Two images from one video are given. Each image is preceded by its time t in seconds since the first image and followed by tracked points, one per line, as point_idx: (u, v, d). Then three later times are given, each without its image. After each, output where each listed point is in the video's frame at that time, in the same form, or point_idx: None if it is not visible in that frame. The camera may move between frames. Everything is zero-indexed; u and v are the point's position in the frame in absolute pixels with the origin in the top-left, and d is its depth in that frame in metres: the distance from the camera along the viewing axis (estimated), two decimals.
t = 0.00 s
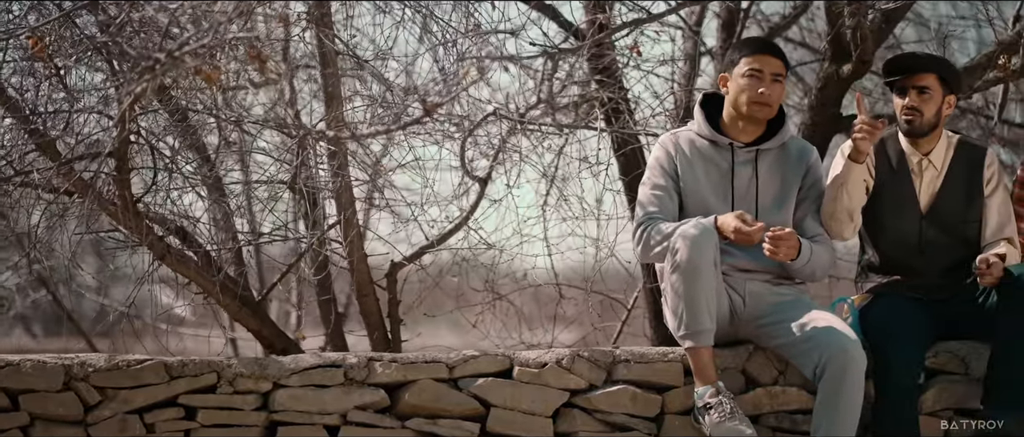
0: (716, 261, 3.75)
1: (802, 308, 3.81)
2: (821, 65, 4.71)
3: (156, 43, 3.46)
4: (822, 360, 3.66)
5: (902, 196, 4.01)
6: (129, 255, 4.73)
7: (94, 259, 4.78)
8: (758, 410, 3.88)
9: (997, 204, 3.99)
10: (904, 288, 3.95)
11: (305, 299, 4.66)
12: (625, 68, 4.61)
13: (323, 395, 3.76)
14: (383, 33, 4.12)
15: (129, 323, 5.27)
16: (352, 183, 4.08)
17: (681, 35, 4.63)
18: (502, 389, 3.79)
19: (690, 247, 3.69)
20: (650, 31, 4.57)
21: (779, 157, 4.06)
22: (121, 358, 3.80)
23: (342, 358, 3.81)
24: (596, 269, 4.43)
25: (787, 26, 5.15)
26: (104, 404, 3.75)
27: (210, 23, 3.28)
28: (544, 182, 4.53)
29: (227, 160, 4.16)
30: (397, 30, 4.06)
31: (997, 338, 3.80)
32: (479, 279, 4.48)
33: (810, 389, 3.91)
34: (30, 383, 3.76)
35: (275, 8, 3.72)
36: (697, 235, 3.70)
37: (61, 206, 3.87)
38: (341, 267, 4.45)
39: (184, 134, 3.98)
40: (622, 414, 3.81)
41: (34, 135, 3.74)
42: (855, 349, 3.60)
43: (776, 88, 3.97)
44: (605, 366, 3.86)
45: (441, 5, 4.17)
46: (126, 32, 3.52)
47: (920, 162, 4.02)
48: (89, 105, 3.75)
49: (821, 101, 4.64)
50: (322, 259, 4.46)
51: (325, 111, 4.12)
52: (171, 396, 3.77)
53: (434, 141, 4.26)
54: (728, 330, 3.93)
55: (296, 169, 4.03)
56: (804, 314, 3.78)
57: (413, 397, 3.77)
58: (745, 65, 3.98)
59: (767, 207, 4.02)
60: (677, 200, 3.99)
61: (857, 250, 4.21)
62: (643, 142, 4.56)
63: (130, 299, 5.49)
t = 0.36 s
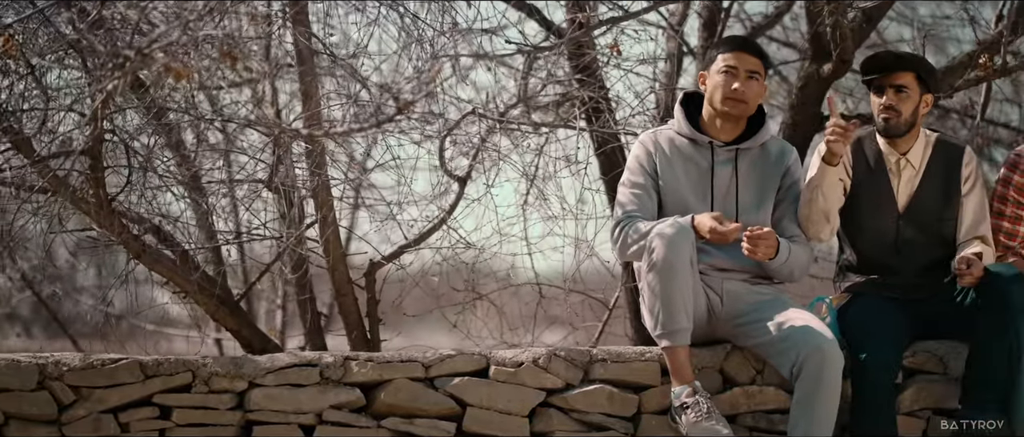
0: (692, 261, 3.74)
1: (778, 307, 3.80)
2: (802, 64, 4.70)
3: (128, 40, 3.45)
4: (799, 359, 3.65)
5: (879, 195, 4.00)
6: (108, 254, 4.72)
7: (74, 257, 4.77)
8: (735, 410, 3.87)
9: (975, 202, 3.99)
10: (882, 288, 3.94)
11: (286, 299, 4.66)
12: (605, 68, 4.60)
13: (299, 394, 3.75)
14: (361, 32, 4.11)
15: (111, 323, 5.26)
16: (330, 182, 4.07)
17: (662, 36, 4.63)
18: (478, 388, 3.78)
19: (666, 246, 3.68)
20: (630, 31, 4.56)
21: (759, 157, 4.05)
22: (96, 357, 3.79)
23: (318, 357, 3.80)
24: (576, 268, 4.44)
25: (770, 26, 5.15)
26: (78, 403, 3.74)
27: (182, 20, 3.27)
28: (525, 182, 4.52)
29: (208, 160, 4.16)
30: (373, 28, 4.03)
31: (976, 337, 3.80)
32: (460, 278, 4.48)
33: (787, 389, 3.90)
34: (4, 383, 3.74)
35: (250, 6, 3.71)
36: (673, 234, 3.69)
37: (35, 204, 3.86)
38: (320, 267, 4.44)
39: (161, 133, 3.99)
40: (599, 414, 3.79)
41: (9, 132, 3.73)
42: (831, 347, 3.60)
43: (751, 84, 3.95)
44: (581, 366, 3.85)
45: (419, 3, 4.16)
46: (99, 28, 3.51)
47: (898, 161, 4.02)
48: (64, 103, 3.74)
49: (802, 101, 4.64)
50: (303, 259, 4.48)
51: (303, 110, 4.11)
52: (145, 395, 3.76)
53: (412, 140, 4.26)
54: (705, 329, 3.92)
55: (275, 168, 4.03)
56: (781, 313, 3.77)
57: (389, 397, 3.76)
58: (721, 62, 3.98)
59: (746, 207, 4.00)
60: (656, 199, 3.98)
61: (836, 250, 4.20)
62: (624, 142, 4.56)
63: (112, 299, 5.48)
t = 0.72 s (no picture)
0: (669, 263, 3.74)
1: (755, 309, 3.79)
2: (784, 67, 4.69)
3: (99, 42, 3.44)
4: (776, 363, 3.64)
5: (863, 196, 3.98)
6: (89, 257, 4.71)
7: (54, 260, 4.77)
8: (713, 413, 3.86)
9: (958, 205, 3.95)
10: (859, 292, 3.91)
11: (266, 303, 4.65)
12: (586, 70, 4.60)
13: (275, 397, 3.74)
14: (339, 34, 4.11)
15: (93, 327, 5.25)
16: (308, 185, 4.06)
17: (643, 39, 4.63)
18: (454, 392, 3.76)
19: (642, 249, 3.68)
20: (610, 33, 4.55)
21: (737, 159, 4.04)
22: (71, 361, 3.79)
23: (294, 360, 3.78)
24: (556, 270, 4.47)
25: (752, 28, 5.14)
26: (54, 406, 3.74)
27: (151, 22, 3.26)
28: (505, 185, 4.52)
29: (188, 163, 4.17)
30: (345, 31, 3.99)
31: (954, 340, 3.78)
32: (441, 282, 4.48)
33: (765, 392, 3.88)
34: None
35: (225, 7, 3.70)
36: (649, 237, 3.68)
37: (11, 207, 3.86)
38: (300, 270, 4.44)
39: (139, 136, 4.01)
40: (577, 417, 3.78)
41: None
42: (808, 352, 3.59)
43: (726, 82, 3.94)
44: (559, 369, 3.83)
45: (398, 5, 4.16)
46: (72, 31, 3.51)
47: (883, 162, 3.99)
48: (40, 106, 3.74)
49: (783, 104, 4.63)
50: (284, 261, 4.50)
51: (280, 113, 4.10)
52: (121, 399, 3.75)
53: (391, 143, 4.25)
54: (684, 333, 3.91)
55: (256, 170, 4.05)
56: (758, 316, 3.75)
57: (366, 400, 3.75)
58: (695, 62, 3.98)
59: (725, 208, 3.99)
60: (633, 202, 3.97)
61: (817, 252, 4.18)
62: (605, 144, 4.55)
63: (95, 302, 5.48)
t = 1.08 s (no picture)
0: (648, 267, 3.70)
1: (734, 313, 3.77)
2: (763, 69, 4.68)
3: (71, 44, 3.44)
4: (752, 366, 3.62)
5: (842, 198, 3.89)
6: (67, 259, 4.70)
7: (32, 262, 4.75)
8: (688, 416, 3.85)
9: (938, 209, 3.87)
10: (837, 295, 3.86)
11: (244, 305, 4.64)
12: (564, 72, 4.59)
13: (249, 400, 3.73)
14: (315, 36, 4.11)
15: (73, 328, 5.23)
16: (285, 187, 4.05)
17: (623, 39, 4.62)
18: (429, 395, 3.75)
19: (621, 253, 3.64)
20: (589, 35, 4.54)
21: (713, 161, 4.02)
22: (44, 363, 3.77)
23: (268, 363, 3.77)
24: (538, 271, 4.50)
25: (733, 29, 5.14)
26: (27, 410, 3.73)
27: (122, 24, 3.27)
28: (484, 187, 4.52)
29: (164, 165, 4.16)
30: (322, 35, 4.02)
31: (932, 342, 3.75)
32: (420, 285, 4.48)
33: (742, 395, 3.88)
34: None
35: (198, 9, 3.71)
36: (627, 241, 3.65)
37: None
38: (277, 272, 4.43)
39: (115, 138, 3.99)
40: (552, 421, 3.77)
41: None
42: (785, 355, 3.57)
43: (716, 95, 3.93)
44: (534, 372, 3.82)
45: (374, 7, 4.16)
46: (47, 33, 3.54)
47: (865, 165, 3.89)
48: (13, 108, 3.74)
49: (763, 106, 4.61)
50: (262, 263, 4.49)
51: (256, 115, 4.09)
52: (94, 401, 3.74)
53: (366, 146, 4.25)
54: (660, 336, 3.90)
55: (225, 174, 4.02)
56: (735, 320, 3.73)
57: (340, 403, 3.74)
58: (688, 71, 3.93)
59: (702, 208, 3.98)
60: (610, 205, 3.96)
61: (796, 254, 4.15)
62: (584, 146, 4.54)
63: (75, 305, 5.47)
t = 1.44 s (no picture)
0: (623, 270, 3.69)
1: (709, 315, 3.78)
2: (745, 72, 4.68)
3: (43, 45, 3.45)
4: (728, 369, 3.60)
5: (820, 202, 3.89)
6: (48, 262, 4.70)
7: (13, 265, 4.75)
8: (666, 420, 3.84)
9: (916, 212, 3.86)
10: (815, 299, 3.85)
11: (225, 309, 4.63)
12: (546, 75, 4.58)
13: (224, 404, 3.72)
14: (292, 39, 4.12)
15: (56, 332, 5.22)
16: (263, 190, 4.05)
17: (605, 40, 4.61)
18: (405, 399, 3.74)
19: (595, 256, 3.63)
20: (571, 37, 4.52)
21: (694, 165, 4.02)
22: (21, 367, 3.79)
23: (244, 367, 3.76)
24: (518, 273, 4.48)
25: (716, 32, 5.14)
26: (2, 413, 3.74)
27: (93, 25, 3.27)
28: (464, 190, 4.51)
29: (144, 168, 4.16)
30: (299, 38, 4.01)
31: (911, 346, 3.72)
32: (400, 289, 4.49)
33: (719, 399, 3.86)
34: None
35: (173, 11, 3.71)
36: (601, 243, 3.64)
37: None
38: (256, 276, 4.44)
39: (93, 141, 3.98)
40: (529, 424, 3.76)
41: None
42: (759, 360, 3.55)
43: (692, 93, 3.92)
44: (511, 376, 3.81)
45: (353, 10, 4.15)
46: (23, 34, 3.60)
47: (842, 168, 3.89)
48: None
49: (745, 109, 4.60)
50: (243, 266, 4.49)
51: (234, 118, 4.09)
52: (70, 405, 3.75)
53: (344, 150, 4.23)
54: (638, 339, 3.88)
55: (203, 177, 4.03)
56: (712, 322, 3.73)
57: (316, 407, 3.72)
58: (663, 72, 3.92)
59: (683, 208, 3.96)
60: (590, 207, 3.94)
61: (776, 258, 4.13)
62: (565, 149, 4.53)
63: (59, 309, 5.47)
